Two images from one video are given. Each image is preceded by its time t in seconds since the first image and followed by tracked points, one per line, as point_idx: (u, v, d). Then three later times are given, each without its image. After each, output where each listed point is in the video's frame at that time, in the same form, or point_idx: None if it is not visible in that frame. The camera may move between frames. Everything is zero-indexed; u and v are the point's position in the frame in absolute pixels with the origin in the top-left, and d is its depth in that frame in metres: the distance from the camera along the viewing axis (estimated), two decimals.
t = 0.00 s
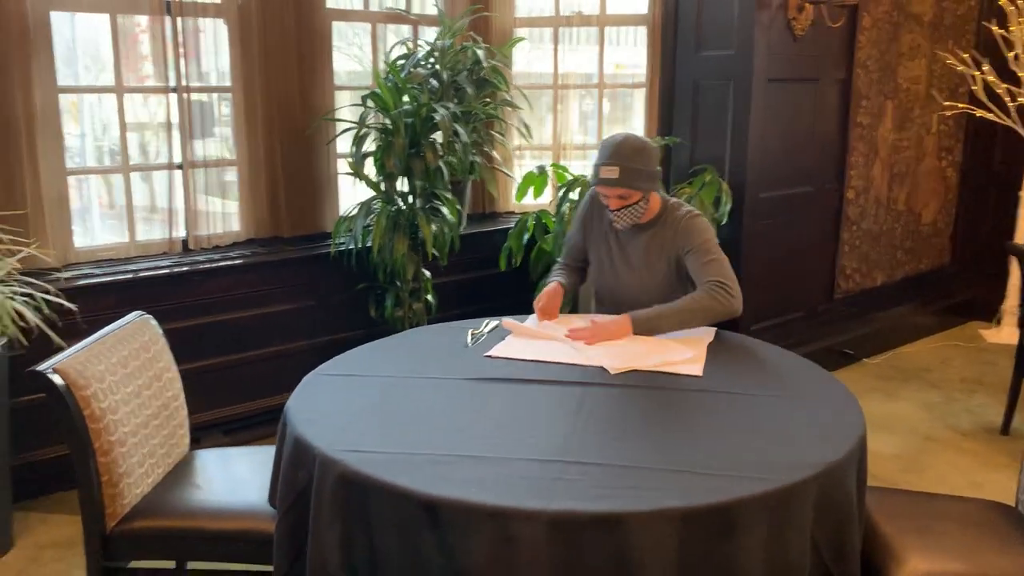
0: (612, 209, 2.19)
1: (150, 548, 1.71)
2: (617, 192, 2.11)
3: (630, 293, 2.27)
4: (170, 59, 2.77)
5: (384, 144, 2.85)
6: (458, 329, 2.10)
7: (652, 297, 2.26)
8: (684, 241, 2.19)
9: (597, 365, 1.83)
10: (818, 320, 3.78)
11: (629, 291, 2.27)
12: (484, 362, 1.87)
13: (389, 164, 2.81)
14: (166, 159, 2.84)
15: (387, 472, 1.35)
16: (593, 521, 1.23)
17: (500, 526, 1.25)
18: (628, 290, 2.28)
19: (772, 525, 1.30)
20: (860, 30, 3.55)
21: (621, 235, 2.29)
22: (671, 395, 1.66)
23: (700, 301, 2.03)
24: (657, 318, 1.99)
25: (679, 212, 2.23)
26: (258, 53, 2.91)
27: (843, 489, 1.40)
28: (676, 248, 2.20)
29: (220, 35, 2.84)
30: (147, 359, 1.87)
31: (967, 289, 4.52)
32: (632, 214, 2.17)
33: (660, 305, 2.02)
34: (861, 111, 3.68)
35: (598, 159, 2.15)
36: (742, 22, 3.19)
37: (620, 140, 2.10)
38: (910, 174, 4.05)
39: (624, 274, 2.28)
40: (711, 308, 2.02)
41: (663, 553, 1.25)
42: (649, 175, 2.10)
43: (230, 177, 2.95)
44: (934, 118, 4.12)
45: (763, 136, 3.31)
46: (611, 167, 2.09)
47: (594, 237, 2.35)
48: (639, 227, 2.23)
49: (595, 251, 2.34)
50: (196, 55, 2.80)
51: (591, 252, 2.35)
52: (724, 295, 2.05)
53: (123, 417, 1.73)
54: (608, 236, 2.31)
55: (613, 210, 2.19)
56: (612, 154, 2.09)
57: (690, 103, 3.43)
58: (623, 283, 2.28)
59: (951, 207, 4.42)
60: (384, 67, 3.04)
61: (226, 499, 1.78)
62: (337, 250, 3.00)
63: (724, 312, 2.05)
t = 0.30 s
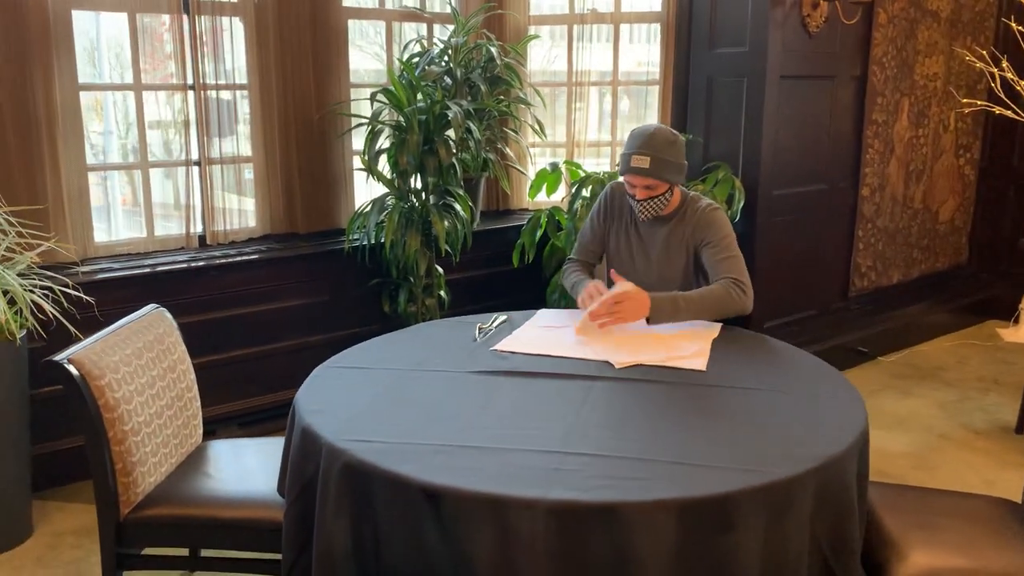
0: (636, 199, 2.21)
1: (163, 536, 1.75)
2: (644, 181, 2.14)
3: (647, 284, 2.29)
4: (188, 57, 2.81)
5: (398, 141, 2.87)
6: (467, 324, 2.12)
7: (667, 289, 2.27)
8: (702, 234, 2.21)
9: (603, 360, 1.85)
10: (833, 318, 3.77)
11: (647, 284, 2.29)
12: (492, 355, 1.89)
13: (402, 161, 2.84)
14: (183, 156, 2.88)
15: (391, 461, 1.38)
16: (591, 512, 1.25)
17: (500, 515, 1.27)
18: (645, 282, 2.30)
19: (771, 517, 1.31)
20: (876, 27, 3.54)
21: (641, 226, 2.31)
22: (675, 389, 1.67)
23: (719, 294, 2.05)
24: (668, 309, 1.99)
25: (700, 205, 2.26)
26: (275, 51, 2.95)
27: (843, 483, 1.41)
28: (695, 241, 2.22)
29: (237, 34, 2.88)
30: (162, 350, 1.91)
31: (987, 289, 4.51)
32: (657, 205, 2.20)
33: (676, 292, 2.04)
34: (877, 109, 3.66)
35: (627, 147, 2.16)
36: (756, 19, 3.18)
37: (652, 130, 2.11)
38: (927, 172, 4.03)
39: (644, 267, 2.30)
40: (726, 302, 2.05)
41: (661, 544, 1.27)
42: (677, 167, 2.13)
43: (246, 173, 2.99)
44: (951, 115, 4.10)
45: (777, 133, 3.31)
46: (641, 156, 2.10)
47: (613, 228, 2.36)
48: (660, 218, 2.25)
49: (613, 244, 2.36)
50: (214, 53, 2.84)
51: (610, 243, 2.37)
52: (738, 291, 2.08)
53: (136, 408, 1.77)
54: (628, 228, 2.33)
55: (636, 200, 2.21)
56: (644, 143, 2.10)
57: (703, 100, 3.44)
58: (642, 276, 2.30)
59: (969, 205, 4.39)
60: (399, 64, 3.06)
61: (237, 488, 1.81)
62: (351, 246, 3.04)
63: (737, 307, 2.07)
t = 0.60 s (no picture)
0: (641, 198, 2.21)
1: (173, 532, 1.76)
2: (651, 179, 2.15)
3: (650, 283, 2.28)
4: (198, 57, 2.83)
5: (405, 139, 2.88)
6: (475, 321, 2.13)
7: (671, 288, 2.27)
8: (707, 230, 2.22)
9: (610, 357, 1.85)
10: (841, 315, 3.77)
11: (653, 285, 2.28)
12: (499, 352, 1.90)
13: (410, 159, 2.85)
14: (192, 155, 2.89)
15: (400, 457, 1.39)
16: (598, 506, 1.26)
17: (508, 511, 1.28)
18: (648, 281, 2.28)
19: (777, 512, 1.32)
20: (885, 23, 3.53)
21: (643, 225, 2.30)
22: (681, 386, 1.68)
23: (727, 289, 2.05)
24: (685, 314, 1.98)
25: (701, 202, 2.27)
26: (284, 50, 2.96)
27: (849, 479, 1.41)
28: (700, 238, 2.23)
29: (245, 33, 2.89)
30: (172, 349, 1.92)
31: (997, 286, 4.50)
32: (661, 204, 2.21)
33: (682, 295, 2.04)
34: (885, 105, 3.66)
35: (630, 145, 2.17)
36: (764, 15, 3.18)
37: (655, 128, 2.13)
38: (936, 168, 4.02)
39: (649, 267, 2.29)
40: (734, 298, 2.04)
41: (667, 539, 1.28)
42: (681, 163, 2.15)
43: (255, 172, 3.01)
44: (960, 111, 4.08)
45: (784, 129, 3.31)
46: (646, 155, 2.12)
47: (615, 228, 2.35)
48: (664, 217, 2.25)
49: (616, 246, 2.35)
50: (223, 52, 2.85)
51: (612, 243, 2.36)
52: (744, 286, 2.08)
53: (147, 406, 1.78)
54: (630, 227, 2.32)
55: (641, 199, 2.21)
56: (648, 140, 2.12)
57: (711, 97, 3.44)
58: (645, 276, 2.29)
59: (978, 201, 4.38)
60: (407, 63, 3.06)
61: (246, 485, 1.83)
62: (359, 244, 3.05)
63: (744, 302, 2.07)
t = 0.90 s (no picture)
0: (626, 199, 2.21)
1: (176, 533, 1.77)
2: (636, 180, 2.15)
3: (644, 283, 2.29)
4: (197, 58, 2.83)
5: (405, 140, 2.89)
6: (474, 321, 2.14)
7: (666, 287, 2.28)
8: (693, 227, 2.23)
9: (610, 356, 1.86)
10: (839, 313, 3.79)
11: (648, 284, 2.29)
12: (499, 352, 1.91)
13: (409, 160, 2.85)
14: (192, 157, 2.90)
15: (401, 457, 1.39)
16: (600, 505, 1.26)
17: (510, 510, 1.28)
18: (643, 282, 2.29)
19: (776, 510, 1.33)
20: (882, 22, 3.54)
21: (630, 227, 2.31)
22: (681, 385, 1.68)
23: (706, 274, 2.03)
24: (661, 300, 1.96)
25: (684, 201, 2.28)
26: (282, 52, 2.96)
27: (849, 476, 1.42)
28: (684, 235, 2.23)
29: (244, 34, 2.90)
30: (173, 349, 1.93)
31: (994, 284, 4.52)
32: (647, 205, 2.21)
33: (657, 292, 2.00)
34: (883, 104, 3.66)
35: (611, 148, 2.18)
36: (761, 15, 3.19)
37: (635, 130, 2.14)
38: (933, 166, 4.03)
39: (638, 270, 2.30)
40: (716, 281, 2.03)
41: (668, 536, 1.29)
42: (664, 163, 2.16)
43: (254, 173, 3.01)
44: (957, 110, 4.09)
45: (782, 128, 3.32)
46: (629, 155, 2.13)
47: (602, 231, 2.36)
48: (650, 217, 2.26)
49: (605, 250, 2.36)
50: (222, 53, 2.86)
51: (601, 247, 2.36)
52: (720, 268, 2.07)
53: (149, 406, 1.79)
54: (618, 230, 2.33)
55: (626, 201, 2.21)
56: (630, 142, 2.13)
57: (709, 96, 3.44)
58: (639, 276, 2.30)
59: (975, 199, 4.40)
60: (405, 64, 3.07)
61: (247, 485, 1.83)
62: (358, 244, 3.05)
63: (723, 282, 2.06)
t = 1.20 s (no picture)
0: (602, 197, 2.22)
1: (167, 535, 1.77)
2: (610, 178, 2.17)
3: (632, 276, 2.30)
4: (187, 59, 2.83)
5: (395, 141, 2.88)
6: (465, 322, 2.14)
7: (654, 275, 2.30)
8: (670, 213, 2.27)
9: (600, 356, 1.87)
10: (829, 312, 3.80)
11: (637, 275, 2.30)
12: (489, 353, 1.91)
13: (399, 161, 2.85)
14: (181, 158, 2.89)
15: (390, 458, 1.40)
16: (590, 504, 1.27)
17: (499, 510, 1.29)
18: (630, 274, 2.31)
19: (764, 508, 1.33)
20: (870, 23, 3.56)
21: (608, 225, 2.33)
22: (670, 385, 1.69)
23: (698, 238, 2.10)
24: (659, 254, 2.04)
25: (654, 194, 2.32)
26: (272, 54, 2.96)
27: (836, 474, 1.43)
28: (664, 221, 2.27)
29: (233, 36, 2.90)
30: (163, 351, 1.93)
31: (983, 283, 4.55)
32: (622, 200, 2.23)
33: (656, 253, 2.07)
34: (872, 104, 3.68)
35: (581, 149, 2.19)
36: (750, 16, 3.20)
37: (604, 129, 2.15)
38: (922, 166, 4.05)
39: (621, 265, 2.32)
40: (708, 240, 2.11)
41: (657, 535, 1.29)
42: (635, 159, 2.18)
43: (244, 174, 3.01)
44: (945, 110, 4.12)
45: (771, 129, 3.33)
46: (602, 155, 2.14)
47: (582, 232, 2.37)
48: (626, 211, 2.29)
49: (585, 249, 2.37)
50: (211, 55, 2.86)
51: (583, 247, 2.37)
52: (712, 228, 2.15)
53: (139, 409, 1.79)
54: (596, 229, 2.35)
55: (602, 199, 2.23)
56: (601, 142, 2.14)
57: (698, 97, 3.45)
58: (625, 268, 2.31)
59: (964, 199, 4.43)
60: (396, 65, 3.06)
61: (238, 487, 1.83)
62: (349, 245, 3.05)
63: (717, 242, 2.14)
